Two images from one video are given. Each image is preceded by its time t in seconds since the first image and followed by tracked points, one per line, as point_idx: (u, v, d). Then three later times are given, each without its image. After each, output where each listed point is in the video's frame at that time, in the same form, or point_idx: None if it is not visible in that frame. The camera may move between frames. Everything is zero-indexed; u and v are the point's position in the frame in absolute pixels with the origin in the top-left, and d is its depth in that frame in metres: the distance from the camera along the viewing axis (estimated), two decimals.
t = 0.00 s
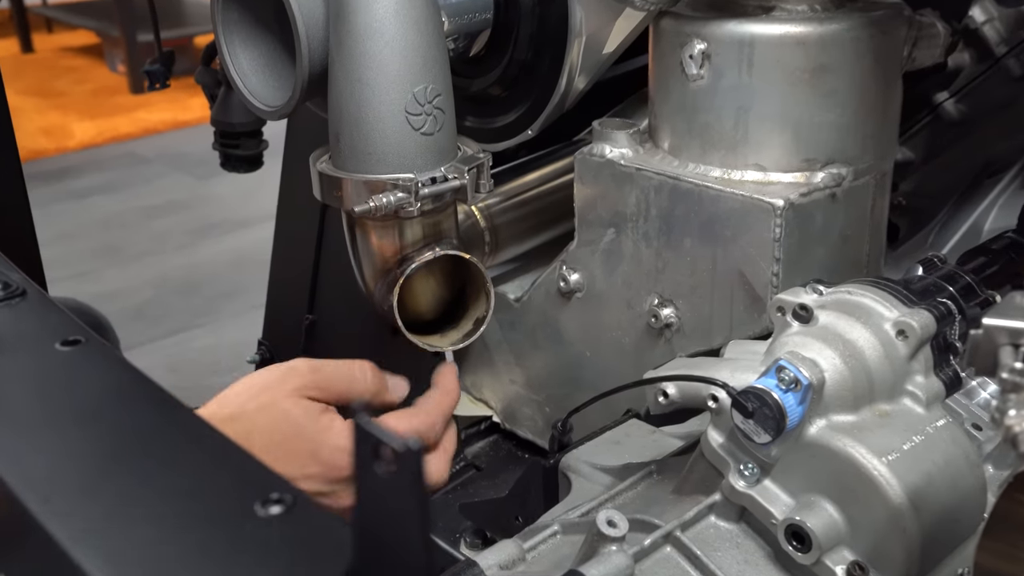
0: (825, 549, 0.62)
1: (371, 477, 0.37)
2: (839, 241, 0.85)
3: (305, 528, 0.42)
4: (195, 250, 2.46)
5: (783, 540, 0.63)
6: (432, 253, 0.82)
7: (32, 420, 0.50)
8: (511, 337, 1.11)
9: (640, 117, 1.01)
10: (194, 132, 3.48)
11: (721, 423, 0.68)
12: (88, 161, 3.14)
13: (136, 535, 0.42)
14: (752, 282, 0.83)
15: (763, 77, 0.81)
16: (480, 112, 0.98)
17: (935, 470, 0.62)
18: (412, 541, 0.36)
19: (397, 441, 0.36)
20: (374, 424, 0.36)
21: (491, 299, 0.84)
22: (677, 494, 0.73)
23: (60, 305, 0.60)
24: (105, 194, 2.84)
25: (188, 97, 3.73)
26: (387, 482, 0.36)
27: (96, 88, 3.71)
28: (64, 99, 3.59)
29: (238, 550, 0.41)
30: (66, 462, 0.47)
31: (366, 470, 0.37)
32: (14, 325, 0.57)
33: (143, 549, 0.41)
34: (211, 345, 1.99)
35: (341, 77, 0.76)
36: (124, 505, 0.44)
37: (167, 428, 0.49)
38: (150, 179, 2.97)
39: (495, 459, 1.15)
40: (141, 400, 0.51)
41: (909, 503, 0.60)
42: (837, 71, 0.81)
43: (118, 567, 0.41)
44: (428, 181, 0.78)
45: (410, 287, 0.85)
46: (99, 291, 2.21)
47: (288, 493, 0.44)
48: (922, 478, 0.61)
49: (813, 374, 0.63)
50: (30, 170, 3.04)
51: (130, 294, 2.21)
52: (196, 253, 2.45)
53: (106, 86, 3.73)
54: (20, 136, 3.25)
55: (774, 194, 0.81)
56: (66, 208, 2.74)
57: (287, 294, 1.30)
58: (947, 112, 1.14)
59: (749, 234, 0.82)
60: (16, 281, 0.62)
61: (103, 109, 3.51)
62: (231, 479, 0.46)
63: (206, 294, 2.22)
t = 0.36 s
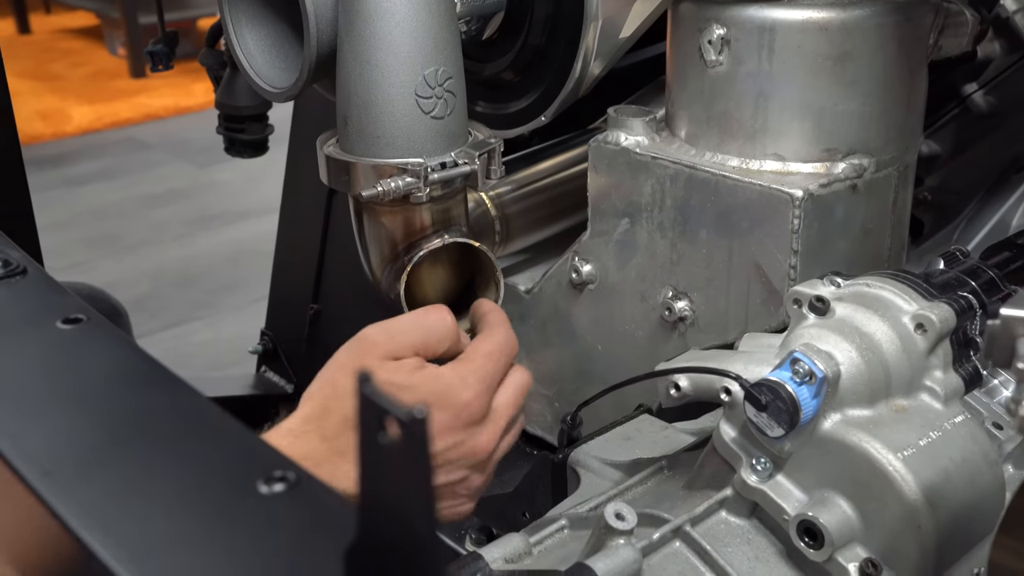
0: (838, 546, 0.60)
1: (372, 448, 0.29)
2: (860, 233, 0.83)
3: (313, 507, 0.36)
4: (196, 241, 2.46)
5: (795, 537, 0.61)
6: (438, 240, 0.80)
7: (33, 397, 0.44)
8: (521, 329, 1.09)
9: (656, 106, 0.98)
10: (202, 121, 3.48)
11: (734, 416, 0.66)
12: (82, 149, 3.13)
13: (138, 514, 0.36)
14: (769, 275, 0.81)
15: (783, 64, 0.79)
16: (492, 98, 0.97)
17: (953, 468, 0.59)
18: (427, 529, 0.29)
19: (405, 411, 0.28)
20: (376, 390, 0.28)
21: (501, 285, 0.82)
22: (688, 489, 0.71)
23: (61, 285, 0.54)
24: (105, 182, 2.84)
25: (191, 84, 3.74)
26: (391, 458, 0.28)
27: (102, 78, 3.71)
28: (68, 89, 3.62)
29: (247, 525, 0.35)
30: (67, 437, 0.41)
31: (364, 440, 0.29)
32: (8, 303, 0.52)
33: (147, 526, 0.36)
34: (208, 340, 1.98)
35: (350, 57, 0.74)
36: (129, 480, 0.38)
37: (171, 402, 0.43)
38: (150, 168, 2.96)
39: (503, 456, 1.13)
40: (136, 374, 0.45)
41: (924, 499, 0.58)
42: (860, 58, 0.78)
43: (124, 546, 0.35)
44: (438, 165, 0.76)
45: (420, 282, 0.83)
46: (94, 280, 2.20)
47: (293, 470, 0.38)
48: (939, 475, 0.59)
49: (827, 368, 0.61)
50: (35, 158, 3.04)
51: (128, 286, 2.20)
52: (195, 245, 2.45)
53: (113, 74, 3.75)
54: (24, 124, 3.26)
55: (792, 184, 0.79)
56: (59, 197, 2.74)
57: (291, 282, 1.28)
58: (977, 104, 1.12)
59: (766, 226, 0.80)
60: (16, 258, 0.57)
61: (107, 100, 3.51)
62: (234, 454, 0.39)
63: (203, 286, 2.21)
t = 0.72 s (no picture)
0: (817, 550, 0.61)
1: (358, 435, 0.30)
2: (849, 244, 0.84)
3: (301, 493, 0.37)
4: (195, 239, 2.47)
5: (775, 540, 0.62)
6: (433, 241, 0.81)
7: (33, 382, 0.45)
8: (515, 331, 1.10)
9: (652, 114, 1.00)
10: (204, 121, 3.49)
11: (719, 421, 0.67)
12: (86, 144, 3.14)
13: (131, 495, 0.37)
14: (758, 282, 0.82)
15: (776, 75, 0.80)
16: (490, 102, 0.98)
17: (930, 474, 0.61)
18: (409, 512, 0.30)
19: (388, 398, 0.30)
20: (362, 378, 0.29)
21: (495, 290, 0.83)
22: (673, 492, 0.72)
23: (61, 276, 0.55)
24: (107, 178, 2.85)
25: (194, 82, 3.76)
26: (375, 443, 0.30)
27: (105, 75, 3.72)
28: (71, 84, 3.63)
29: (237, 508, 0.37)
30: (65, 422, 0.42)
31: (350, 425, 0.30)
32: (9, 293, 0.53)
33: (140, 507, 0.37)
34: (207, 337, 1.99)
35: (350, 59, 0.75)
36: (123, 464, 0.39)
37: (167, 392, 0.44)
38: (152, 165, 2.97)
39: (495, 458, 1.14)
40: (133, 364, 0.46)
41: (902, 505, 0.59)
42: (852, 72, 0.80)
43: (118, 526, 0.36)
44: (434, 167, 0.77)
45: (412, 283, 0.84)
46: (95, 275, 2.21)
47: (282, 459, 0.39)
48: (918, 481, 0.60)
49: (811, 374, 0.62)
50: (37, 152, 3.05)
51: (128, 281, 2.21)
52: (196, 242, 2.46)
53: (118, 71, 3.77)
54: (27, 119, 3.27)
55: (782, 194, 0.80)
56: (61, 192, 2.75)
57: (288, 281, 1.29)
58: (970, 120, 1.14)
59: (756, 234, 0.81)
60: (17, 250, 0.58)
61: (111, 96, 3.52)
62: (226, 442, 0.40)
63: (203, 283, 2.22)
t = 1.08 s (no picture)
0: (815, 545, 0.61)
1: (350, 420, 0.31)
2: (850, 242, 0.84)
3: (297, 480, 0.38)
4: (204, 240, 2.48)
5: (774, 535, 0.63)
6: (437, 239, 0.82)
7: (36, 373, 0.45)
8: (519, 330, 1.10)
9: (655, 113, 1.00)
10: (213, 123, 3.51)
11: (718, 417, 0.68)
12: (96, 146, 3.16)
13: (131, 480, 0.38)
14: (760, 281, 0.83)
15: (778, 73, 0.80)
16: (494, 101, 0.98)
17: (929, 470, 0.61)
18: (399, 496, 0.31)
19: (380, 383, 0.30)
20: (355, 362, 0.30)
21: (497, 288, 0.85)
22: (674, 488, 0.73)
23: (67, 269, 0.56)
24: (116, 180, 2.86)
25: (203, 85, 3.78)
26: (365, 427, 0.30)
27: (115, 77, 3.75)
28: (82, 86, 3.66)
29: (234, 493, 0.37)
30: (67, 410, 0.42)
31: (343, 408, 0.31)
32: (16, 285, 0.53)
33: (140, 492, 0.37)
34: (215, 337, 2.00)
35: (354, 57, 0.76)
36: (125, 450, 0.40)
37: (167, 382, 0.45)
38: (161, 167, 2.99)
39: (498, 456, 1.14)
40: (136, 356, 0.47)
41: (900, 501, 0.59)
42: (854, 71, 0.80)
43: (118, 509, 0.36)
44: (437, 165, 0.78)
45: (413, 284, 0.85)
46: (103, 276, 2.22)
47: (280, 446, 0.40)
48: (917, 477, 0.60)
49: (810, 370, 0.62)
50: (47, 154, 3.07)
51: (136, 282, 2.22)
52: (204, 243, 2.47)
53: (128, 74, 3.80)
54: (38, 121, 3.30)
55: (784, 192, 0.80)
56: (71, 193, 2.77)
57: (294, 280, 1.30)
58: (975, 120, 1.14)
59: (758, 232, 0.81)
60: (24, 243, 0.58)
61: (121, 98, 3.54)
62: (225, 430, 0.41)
63: (211, 284, 2.23)
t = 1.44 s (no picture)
0: (811, 535, 0.61)
1: (332, 392, 0.31)
2: (851, 235, 0.84)
3: (284, 458, 0.38)
4: (211, 237, 2.49)
5: (770, 525, 0.63)
6: (436, 230, 0.82)
7: (29, 356, 0.45)
8: (520, 324, 1.10)
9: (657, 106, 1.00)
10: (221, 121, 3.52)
11: (716, 408, 0.68)
12: (104, 143, 3.17)
13: (120, 460, 0.38)
14: (760, 274, 0.82)
15: (779, 65, 0.80)
16: (495, 94, 0.99)
17: (925, 460, 0.61)
18: (381, 471, 0.31)
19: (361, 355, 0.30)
20: (336, 334, 0.30)
21: (495, 276, 0.86)
22: (671, 479, 0.73)
23: (62, 254, 0.56)
24: (124, 177, 2.87)
25: (212, 83, 3.79)
26: (345, 399, 0.30)
27: (124, 76, 3.76)
28: (91, 84, 3.67)
29: (221, 472, 0.37)
30: (58, 393, 0.43)
31: (322, 383, 0.31)
32: (11, 270, 0.54)
33: (128, 471, 0.37)
34: (221, 333, 2.00)
35: (354, 47, 0.76)
36: (114, 432, 0.40)
37: (159, 367, 0.45)
38: (169, 165, 3.00)
39: (498, 450, 1.14)
40: (128, 340, 0.47)
41: (895, 490, 0.59)
42: (855, 63, 0.79)
43: (105, 488, 0.36)
44: (436, 155, 0.78)
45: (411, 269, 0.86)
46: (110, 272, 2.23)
47: (267, 427, 0.40)
48: (913, 468, 0.60)
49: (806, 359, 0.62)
50: (55, 151, 3.08)
51: (143, 279, 2.23)
52: (211, 241, 2.48)
53: (137, 72, 3.81)
54: (47, 118, 3.31)
55: (784, 185, 0.80)
56: (79, 190, 2.78)
57: (297, 274, 1.30)
58: (979, 116, 1.13)
59: (758, 224, 0.81)
60: (20, 229, 0.59)
61: (130, 96, 3.56)
62: (214, 411, 0.41)
63: (217, 281, 2.24)
